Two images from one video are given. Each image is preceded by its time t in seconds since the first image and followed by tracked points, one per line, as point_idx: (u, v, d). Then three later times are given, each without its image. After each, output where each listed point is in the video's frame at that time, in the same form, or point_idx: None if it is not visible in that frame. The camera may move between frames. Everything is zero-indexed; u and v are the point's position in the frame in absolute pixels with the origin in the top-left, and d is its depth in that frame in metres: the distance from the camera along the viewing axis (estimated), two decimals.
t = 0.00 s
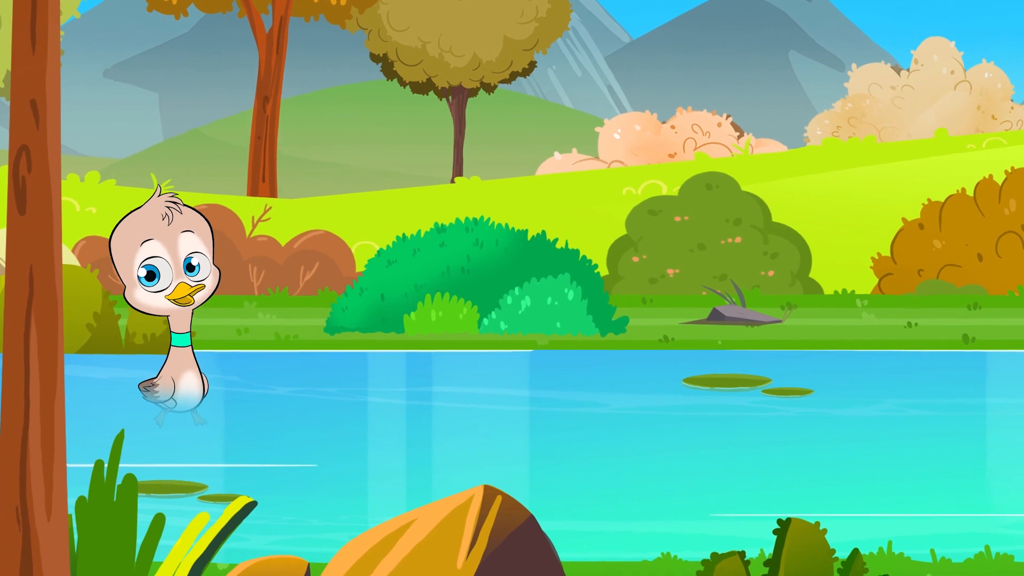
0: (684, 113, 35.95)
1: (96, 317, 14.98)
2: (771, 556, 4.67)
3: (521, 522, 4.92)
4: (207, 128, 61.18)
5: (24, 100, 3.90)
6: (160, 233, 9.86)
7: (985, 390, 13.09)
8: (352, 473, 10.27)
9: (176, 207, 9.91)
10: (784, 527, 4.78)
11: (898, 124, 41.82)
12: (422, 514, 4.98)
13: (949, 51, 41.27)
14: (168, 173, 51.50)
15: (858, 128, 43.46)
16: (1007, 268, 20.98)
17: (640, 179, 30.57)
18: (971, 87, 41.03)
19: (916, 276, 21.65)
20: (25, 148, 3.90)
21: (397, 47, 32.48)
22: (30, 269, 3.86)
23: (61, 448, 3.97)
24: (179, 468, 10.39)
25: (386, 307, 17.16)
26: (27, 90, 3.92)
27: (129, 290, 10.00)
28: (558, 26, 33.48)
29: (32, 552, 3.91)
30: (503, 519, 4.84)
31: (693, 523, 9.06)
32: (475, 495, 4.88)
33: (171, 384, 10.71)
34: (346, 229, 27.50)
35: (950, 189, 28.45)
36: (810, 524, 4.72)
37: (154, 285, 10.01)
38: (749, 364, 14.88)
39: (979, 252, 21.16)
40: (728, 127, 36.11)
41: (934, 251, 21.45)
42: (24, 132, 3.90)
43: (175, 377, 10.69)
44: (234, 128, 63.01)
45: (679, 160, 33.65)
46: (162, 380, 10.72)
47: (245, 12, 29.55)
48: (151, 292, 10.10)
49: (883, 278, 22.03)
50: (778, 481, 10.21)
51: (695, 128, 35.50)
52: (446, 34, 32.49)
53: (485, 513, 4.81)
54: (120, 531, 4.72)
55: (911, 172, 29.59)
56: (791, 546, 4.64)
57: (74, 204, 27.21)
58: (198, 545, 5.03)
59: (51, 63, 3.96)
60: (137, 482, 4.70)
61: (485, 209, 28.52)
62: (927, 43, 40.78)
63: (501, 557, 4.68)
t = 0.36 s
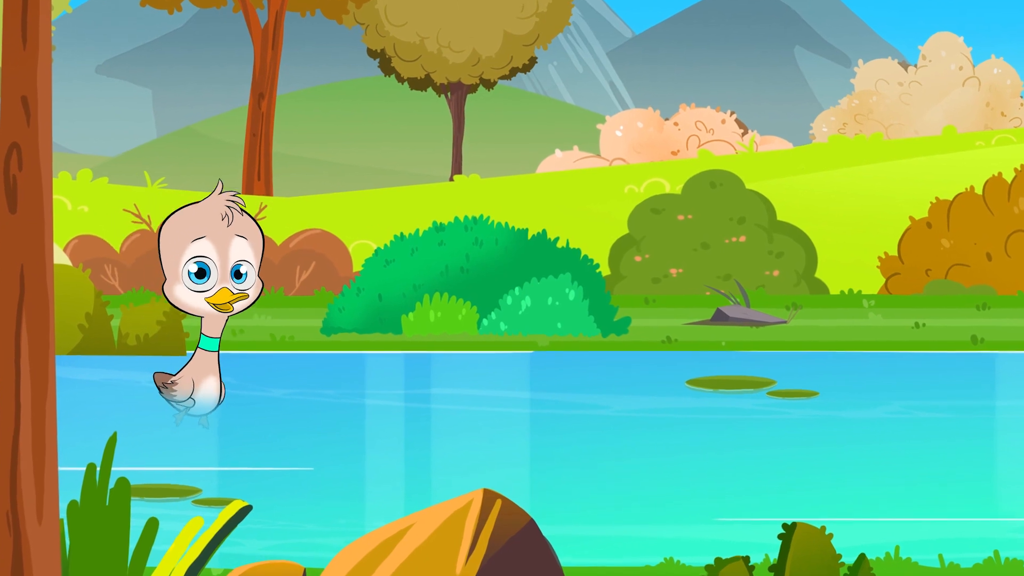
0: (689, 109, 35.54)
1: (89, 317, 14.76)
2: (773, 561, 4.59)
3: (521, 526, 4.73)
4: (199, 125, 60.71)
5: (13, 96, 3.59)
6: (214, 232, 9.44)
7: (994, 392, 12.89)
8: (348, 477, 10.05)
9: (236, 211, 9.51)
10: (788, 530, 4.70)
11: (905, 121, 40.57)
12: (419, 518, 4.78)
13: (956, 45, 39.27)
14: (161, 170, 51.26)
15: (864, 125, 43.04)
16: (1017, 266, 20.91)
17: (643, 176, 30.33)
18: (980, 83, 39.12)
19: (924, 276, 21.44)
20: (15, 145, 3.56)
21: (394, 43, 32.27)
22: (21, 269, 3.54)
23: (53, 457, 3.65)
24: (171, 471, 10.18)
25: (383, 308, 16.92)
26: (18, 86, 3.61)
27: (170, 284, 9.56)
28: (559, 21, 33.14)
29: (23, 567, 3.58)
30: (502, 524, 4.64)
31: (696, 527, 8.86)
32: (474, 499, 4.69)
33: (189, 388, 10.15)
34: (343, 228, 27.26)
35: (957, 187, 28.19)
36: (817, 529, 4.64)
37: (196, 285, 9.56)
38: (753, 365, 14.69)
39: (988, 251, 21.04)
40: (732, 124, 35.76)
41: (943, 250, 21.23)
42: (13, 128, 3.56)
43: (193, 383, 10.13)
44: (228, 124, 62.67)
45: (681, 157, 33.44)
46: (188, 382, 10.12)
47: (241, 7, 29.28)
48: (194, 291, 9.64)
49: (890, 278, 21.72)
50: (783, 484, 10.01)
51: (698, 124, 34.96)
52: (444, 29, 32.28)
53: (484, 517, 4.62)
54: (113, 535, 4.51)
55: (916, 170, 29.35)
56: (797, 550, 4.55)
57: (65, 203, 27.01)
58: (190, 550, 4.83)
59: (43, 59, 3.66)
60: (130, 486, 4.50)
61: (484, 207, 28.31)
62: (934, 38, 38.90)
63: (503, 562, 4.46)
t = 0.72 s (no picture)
0: (691, 107, 35.52)
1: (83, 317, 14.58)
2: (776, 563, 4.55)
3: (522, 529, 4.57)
4: (196, 123, 60.39)
5: (6, 92, 3.04)
6: (188, 230, 9.70)
7: (1000, 394, 12.76)
8: (347, 479, 9.90)
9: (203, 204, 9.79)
10: (791, 533, 4.67)
11: (910, 118, 40.63)
12: (418, 522, 4.62)
13: (963, 42, 39.00)
14: (157, 169, 51.14)
15: (869, 122, 42.82)
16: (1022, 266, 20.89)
17: (645, 175, 30.16)
18: (987, 80, 39.01)
19: (929, 276, 21.33)
20: (8, 144, 3.04)
21: (394, 39, 32.01)
22: (13, 269, 3.05)
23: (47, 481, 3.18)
24: (167, 473, 10.03)
25: (382, 308, 16.79)
26: (13, 82, 3.05)
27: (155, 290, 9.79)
28: (559, 17, 32.95)
29: None
30: (502, 527, 4.48)
31: (700, 531, 8.71)
32: (474, 501, 4.54)
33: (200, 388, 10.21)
34: (342, 227, 27.12)
35: (960, 187, 28.09)
36: (820, 533, 4.60)
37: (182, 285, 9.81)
38: (756, 366, 14.57)
39: (994, 251, 20.99)
40: (734, 121, 35.63)
41: (948, 250, 21.09)
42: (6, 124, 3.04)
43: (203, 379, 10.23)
44: (225, 123, 62.48)
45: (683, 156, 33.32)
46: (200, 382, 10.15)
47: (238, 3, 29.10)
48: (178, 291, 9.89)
49: (895, 278, 21.74)
50: (786, 487, 9.87)
51: (701, 122, 34.93)
52: (443, 26, 32.18)
53: (483, 521, 4.46)
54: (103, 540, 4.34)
55: (920, 169, 29.25)
56: (800, 554, 4.53)
57: (59, 202, 26.81)
58: (184, 554, 4.65)
59: (38, 56, 3.14)
60: (125, 488, 4.36)
61: (485, 206, 28.18)
62: (940, 36, 38.70)
63: (503, 566, 4.32)
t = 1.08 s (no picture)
0: (692, 106, 35.47)
1: (81, 317, 14.54)
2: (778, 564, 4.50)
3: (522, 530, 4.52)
4: (194, 122, 60.28)
5: (4, 91, 2.99)
6: (250, 237, 9.76)
7: (1002, 394, 12.72)
8: (347, 480, 9.85)
9: (270, 215, 9.81)
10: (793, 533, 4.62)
11: (913, 118, 40.41)
12: (418, 523, 4.57)
13: (965, 41, 38.92)
14: (154, 169, 51.08)
15: (871, 122, 42.39)
16: None
17: (645, 174, 30.11)
18: (990, 79, 39.07)
19: (931, 276, 21.24)
20: (5, 143, 2.99)
21: (393, 38, 31.93)
22: (10, 268, 3.00)
23: (46, 484, 3.12)
24: (165, 474, 9.99)
25: (381, 308, 16.74)
26: (11, 81, 3.00)
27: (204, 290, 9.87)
28: (560, 16, 32.90)
29: None
30: (502, 528, 4.42)
31: (702, 532, 8.66)
32: (473, 502, 4.48)
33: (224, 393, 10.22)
34: (341, 227, 27.08)
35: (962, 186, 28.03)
36: (822, 534, 4.54)
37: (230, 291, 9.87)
38: (757, 366, 14.53)
39: (997, 251, 20.95)
40: (735, 121, 35.54)
41: (950, 250, 21.05)
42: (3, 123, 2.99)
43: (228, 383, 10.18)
44: (222, 122, 62.36)
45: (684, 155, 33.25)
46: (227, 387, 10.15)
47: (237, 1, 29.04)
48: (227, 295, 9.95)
49: (898, 278, 21.61)
50: (787, 488, 9.82)
51: (702, 122, 34.94)
52: (442, 25, 32.14)
53: (483, 523, 4.41)
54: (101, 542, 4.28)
55: (922, 168, 29.20)
56: (801, 555, 4.47)
57: (57, 201, 26.76)
58: (184, 555, 4.60)
59: (35, 55, 3.08)
60: (124, 490, 4.30)
61: (485, 206, 28.11)
62: (942, 35, 38.45)
63: (503, 566, 4.26)
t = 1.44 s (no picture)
0: (692, 106, 35.46)
1: (81, 317, 14.55)
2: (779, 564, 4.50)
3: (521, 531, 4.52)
4: (194, 122, 60.27)
5: (4, 91, 2.99)
6: (230, 236, 9.52)
7: (1002, 395, 12.71)
8: (347, 480, 9.84)
9: (247, 212, 9.59)
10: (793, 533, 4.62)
11: (913, 118, 40.36)
12: (418, 523, 4.57)
13: (965, 41, 38.93)
14: (154, 169, 51.11)
15: (871, 122, 42.41)
16: None
17: (645, 174, 30.11)
18: (990, 79, 39.15)
19: (931, 275, 21.24)
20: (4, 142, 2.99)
21: (393, 38, 31.93)
22: (11, 268, 3.00)
23: (46, 484, 3.12)
24: (165, 474, 9.98)
25: (381, 308, 16.74)
26: (11, 81, 3.00)
27: (194, 295, 9.64)
28: (560, 16, 32.92)
29: None
30: (502, 528, 4.42)
31: (702, 532, 8.66)
32: (474, 502, 4.48)
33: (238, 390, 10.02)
34: (341, 227, 27.07)
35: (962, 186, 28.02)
36: (821, 534, 4.54)
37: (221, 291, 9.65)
38: (757, 366, 14.53)
39: (997, 251, 20.96)
40: (736, 121, 35.52)
41: (950, 250, 21.04)
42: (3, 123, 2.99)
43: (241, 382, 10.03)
44: (221, 122, 62.35)
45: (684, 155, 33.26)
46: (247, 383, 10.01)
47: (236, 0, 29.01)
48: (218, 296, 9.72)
49: (898, 278, 21.60)
50: (787, 487, 9.82)
51: (702, 121, 34.93)
52: (442, 25, 32.14)
53: (483, 523, 4.40)
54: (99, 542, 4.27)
55: (922, 168, 29.20)
56: (802, 555, 4.47)
57: (57, 201, 26.78)
58: (184, 555, 4.60)
59: (35, 55, 3.07)
60: (124, 490, 4.29)
61: (485, 206, 28.11)
62: (943, 35, 38.47)
63: (503, 566, 4.26)
